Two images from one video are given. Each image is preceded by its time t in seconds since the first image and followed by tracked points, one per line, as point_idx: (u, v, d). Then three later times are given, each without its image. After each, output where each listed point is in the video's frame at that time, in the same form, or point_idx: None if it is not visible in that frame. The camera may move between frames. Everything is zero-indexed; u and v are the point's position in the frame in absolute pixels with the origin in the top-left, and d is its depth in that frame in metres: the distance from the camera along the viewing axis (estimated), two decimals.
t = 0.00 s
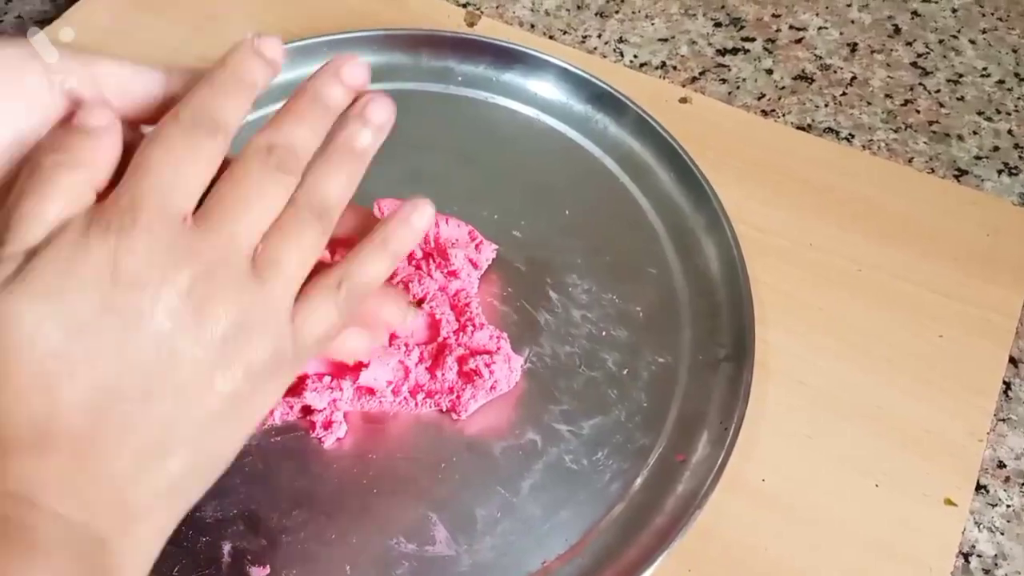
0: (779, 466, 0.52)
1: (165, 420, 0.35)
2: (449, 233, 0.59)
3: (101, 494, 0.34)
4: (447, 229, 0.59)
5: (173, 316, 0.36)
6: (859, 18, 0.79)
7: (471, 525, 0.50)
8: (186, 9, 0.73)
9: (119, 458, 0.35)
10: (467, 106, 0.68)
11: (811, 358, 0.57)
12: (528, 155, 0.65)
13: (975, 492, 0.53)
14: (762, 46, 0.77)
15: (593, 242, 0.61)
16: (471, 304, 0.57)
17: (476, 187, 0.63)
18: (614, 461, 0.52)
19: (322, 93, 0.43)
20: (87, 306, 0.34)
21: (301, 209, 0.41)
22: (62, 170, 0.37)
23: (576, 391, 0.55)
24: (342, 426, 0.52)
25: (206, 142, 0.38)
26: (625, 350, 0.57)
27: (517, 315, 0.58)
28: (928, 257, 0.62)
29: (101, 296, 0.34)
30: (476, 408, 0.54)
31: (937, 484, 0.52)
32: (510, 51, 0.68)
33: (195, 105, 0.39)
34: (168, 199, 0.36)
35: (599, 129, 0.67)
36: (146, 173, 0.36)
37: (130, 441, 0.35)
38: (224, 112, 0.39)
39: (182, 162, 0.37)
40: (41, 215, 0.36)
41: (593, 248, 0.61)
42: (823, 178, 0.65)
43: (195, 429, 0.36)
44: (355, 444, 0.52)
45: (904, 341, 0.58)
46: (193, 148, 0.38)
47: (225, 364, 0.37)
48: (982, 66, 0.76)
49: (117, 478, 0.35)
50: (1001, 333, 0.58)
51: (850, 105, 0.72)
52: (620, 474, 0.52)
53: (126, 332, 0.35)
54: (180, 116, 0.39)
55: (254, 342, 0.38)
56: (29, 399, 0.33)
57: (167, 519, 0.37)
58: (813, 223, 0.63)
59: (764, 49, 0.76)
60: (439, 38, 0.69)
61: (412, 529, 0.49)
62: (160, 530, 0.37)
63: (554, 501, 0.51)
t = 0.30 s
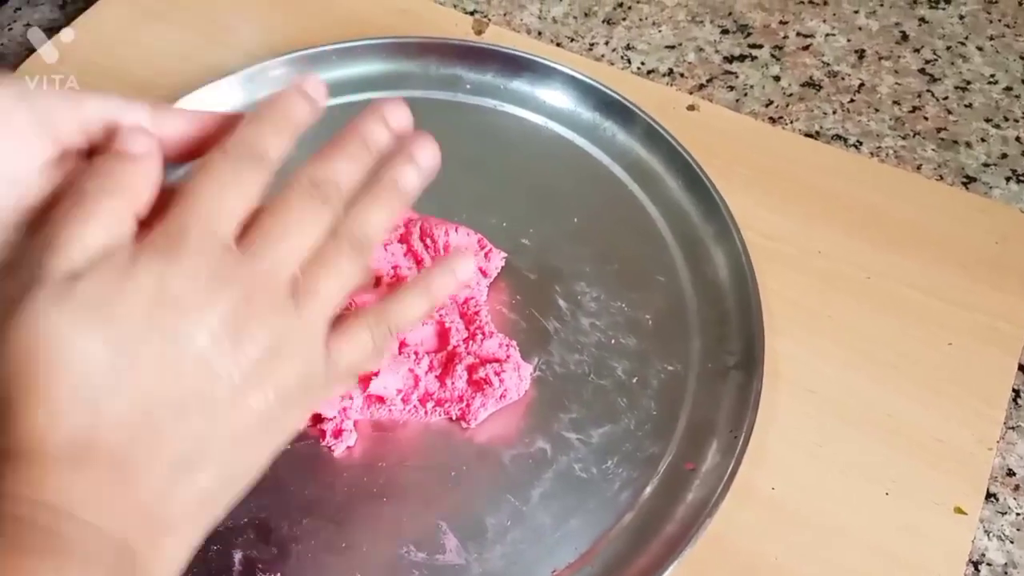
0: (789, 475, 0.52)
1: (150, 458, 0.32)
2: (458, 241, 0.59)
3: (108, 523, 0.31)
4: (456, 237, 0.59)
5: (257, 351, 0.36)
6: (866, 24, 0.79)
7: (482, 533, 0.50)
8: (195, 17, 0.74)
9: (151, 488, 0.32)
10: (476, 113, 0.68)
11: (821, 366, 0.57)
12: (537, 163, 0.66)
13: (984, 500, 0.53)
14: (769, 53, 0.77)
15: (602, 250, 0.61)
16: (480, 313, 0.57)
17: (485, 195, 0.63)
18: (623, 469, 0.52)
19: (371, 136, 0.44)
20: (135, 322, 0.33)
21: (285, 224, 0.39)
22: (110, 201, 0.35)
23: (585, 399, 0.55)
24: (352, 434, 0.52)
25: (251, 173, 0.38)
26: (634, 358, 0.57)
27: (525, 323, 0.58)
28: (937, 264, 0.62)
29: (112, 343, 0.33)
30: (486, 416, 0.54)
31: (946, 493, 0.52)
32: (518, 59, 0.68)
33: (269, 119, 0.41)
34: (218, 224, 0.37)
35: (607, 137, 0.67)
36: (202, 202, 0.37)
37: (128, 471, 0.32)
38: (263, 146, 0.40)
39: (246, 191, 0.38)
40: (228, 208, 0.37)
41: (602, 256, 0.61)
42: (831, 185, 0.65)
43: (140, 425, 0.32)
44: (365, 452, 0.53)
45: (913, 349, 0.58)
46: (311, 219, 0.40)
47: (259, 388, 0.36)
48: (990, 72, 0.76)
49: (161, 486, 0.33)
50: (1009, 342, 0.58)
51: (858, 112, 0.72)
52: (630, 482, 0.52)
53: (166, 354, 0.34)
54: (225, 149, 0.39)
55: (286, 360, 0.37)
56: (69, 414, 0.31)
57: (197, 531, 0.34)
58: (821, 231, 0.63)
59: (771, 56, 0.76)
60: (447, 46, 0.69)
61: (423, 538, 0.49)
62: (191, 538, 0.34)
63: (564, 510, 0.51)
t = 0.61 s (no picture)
0: (790, 481, 0.52)
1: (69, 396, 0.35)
2: (456, 246, 0.59)
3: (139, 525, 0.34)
4: (455, 242, 0.59)
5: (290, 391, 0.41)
6: (865, 27, 0.79)
7: (481, 540, 0.49)
8: (194, 23, 0.73)
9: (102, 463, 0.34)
10: (474, 118, 0.68)
11: (821, 370, 0.56)
12: (536, 168, 0.65)
13: (985, 505, 0.53)
14: (768, 56, 0.76)
15: (601, 255, 0.61)
16: (479, 318, 0.56)
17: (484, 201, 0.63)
18: (623, 475, 0.52)
19: (305, 124, 0.46)
20: (137, 348, 0.36)
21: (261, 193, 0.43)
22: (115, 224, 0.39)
23: (585, 405, 0.55)
24: (350, 441, 0.52)
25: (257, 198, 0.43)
26: (633, 363, 0.56)
27: (524, 328, 0.58)
28: (936, 268, 0.62)
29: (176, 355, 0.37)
30: (485, 422, 0.54)
31: (948, 497, 0.52)
32: (517, 63, 0.68)
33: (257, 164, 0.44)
34: (219, 245, 0.41)
35: (606, 140, 0.67)
36: (207, 233, 0.41)
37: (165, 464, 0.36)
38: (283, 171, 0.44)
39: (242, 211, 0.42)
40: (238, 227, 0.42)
41: (601, 261, 0.61)
42: (830, 189, 0.65)
43: (158, 433, 0.36)
44: (364, 459, 0.52)
45: (914, 354, 0.57)
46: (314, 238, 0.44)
47: (259, 414, 0.39)
48: (990, 75, 0.75)
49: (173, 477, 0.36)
50: (1010, 346, 0.58)
51: (857, 115, 0.72)
52: (630, 488, 0.52)
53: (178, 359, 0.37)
54: (234, 173, 0.43)
55: (285, 386, 0.41)
56: (63, 447, 0.34)
57: (174, 513, 0.36)
58: (821, 235, 0.63)
59: (771, 59, 0.76)
60: (445, 51, 0.69)
61: (422, 545, 0.49)
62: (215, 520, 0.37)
63: (563, 517, 0.50)
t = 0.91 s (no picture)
0: (787, 484, 0.52)
1: (77, 440, 0.40)
2: (452, 250, 0.58)
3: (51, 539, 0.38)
4: (451, 246, 0.58)
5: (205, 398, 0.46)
6: (862, 29, 0.79)
7: (477, 543, 0.49)
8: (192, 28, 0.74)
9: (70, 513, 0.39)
10: (471, 122, 0.68)
11: (818, 372, 0.56)
12: (532, 171, 0.66)
13: (983, 506, 0.52)
14: (765, 58, 0.76)
15: (598, 258, 0.61)
16: (475, 322, 0.56)
17: (480, 205, 0.63)
18: (620, 478, 0.52)
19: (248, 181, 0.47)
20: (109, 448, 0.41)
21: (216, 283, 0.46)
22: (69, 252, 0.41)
23: (581, 408, 0.55)
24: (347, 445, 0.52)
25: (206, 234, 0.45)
26: (630, 366, 0.56)
27: (521, 331, 0.58)
28: (933, 270, 0.61)
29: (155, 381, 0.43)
30: (481, 425, 0.54)
31: (946, 500, 0.52)
32: (513, 67, 0.68)
33: (225, 191, 0.47)
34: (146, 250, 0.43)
35: (602, 144, 0.67)
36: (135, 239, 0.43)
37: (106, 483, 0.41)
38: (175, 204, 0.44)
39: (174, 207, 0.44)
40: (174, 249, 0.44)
41: (598, 263, 0.61)
42: (827, 191, 0.65)
43: (138, 469, 0.42)
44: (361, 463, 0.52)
45: (911, 356, 0.57)
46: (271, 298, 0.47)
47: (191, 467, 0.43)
48: (987, 76, 0.75)
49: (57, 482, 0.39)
50: (1008, 348, 0.58)
51: (854, 117, 0.72)
52: (626, 491, 0.52)
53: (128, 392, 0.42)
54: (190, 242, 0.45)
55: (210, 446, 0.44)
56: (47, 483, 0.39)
57: (106, 532, 0.41)
58: (817, 237, 0.63)
59: (767, 61, 0.76)
60: (441, 56, 0.69)
61: (418, 549, 0.49)
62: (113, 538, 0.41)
63: (559, 520, 0.50)
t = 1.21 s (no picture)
0: (789, 485, 0.52)
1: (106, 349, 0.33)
2: (455, 253, 0.58)
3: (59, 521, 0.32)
4: (454, 249, 0.58)
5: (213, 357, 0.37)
6: (864, 30, 0.79)
7: (481, 546, 0.50)
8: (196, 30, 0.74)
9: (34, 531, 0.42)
10: (475, 124, 0.68)
11: (821, 373, 0.56)
12: (536, 173, 0.66)
13: (987, 508, 0.53)
14: (767, 60, 0.77)
15: (601, 259, 0.61)
16: (479, 324, 0.56)
17: (484, 206, 0.63)
18: (623, 480, 0.52)
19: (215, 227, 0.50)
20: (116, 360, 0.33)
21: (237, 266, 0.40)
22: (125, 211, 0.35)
23: (585, 410, 0.55)
24: (351, 446, 0.52)
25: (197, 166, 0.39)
26: (633, 368, 0.57)
27: (524, 333, 0.58)
28: (936, 270, 0.61)
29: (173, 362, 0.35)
30: (485, 427, 0.54)
31: (949, 501, 0.52)
32: (516, 69, 0.68)
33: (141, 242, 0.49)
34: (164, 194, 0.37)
35: (606, 145, 0.67)
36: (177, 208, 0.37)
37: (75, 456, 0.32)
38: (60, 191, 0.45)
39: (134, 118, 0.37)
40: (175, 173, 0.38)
41: (601, 265, 0.61)
42: (830, 192, 0.65)
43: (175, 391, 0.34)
44: (365, 464, 0.52)
45: (914, 356, 0.57)
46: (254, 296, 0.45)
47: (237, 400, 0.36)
48: (990, 77, 0.75)
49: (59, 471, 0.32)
50: (1011, 348, 0.58)
51: (857, 118, 0.72)
52: (630, 493, 0.52)
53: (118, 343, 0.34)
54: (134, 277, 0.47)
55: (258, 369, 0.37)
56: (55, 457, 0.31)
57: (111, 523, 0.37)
58: (820, 239, 0.63)
59: (770, 63, 0.76)
60: (445, 57, 0.69)
61: (422, 551, 0.49)
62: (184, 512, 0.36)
63: (563, 522, 0.51)
